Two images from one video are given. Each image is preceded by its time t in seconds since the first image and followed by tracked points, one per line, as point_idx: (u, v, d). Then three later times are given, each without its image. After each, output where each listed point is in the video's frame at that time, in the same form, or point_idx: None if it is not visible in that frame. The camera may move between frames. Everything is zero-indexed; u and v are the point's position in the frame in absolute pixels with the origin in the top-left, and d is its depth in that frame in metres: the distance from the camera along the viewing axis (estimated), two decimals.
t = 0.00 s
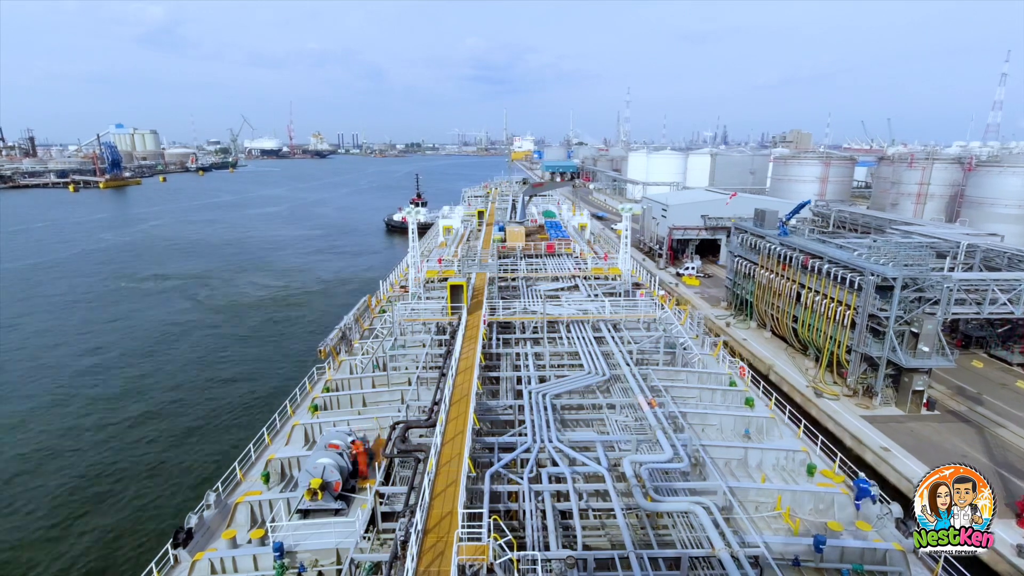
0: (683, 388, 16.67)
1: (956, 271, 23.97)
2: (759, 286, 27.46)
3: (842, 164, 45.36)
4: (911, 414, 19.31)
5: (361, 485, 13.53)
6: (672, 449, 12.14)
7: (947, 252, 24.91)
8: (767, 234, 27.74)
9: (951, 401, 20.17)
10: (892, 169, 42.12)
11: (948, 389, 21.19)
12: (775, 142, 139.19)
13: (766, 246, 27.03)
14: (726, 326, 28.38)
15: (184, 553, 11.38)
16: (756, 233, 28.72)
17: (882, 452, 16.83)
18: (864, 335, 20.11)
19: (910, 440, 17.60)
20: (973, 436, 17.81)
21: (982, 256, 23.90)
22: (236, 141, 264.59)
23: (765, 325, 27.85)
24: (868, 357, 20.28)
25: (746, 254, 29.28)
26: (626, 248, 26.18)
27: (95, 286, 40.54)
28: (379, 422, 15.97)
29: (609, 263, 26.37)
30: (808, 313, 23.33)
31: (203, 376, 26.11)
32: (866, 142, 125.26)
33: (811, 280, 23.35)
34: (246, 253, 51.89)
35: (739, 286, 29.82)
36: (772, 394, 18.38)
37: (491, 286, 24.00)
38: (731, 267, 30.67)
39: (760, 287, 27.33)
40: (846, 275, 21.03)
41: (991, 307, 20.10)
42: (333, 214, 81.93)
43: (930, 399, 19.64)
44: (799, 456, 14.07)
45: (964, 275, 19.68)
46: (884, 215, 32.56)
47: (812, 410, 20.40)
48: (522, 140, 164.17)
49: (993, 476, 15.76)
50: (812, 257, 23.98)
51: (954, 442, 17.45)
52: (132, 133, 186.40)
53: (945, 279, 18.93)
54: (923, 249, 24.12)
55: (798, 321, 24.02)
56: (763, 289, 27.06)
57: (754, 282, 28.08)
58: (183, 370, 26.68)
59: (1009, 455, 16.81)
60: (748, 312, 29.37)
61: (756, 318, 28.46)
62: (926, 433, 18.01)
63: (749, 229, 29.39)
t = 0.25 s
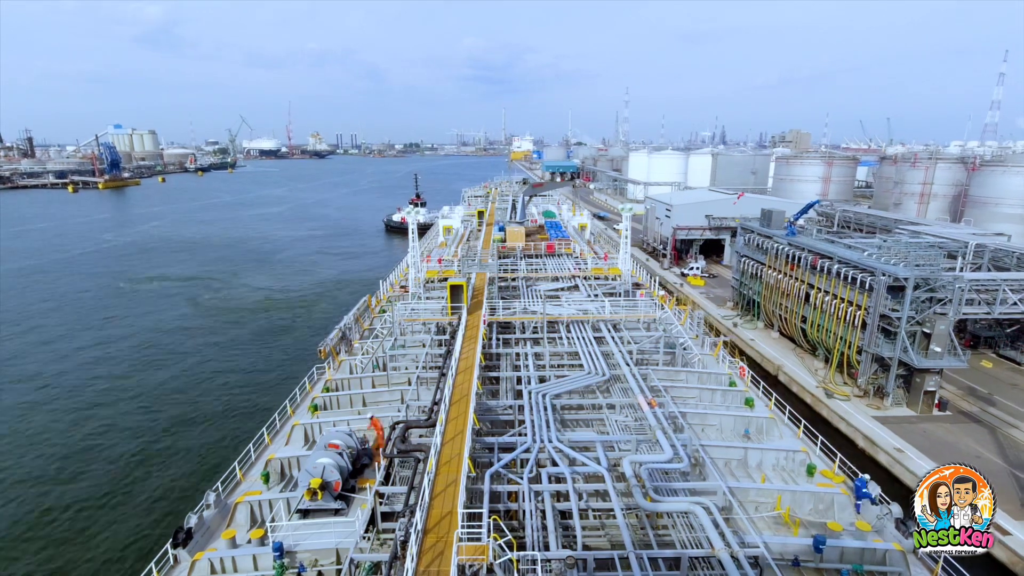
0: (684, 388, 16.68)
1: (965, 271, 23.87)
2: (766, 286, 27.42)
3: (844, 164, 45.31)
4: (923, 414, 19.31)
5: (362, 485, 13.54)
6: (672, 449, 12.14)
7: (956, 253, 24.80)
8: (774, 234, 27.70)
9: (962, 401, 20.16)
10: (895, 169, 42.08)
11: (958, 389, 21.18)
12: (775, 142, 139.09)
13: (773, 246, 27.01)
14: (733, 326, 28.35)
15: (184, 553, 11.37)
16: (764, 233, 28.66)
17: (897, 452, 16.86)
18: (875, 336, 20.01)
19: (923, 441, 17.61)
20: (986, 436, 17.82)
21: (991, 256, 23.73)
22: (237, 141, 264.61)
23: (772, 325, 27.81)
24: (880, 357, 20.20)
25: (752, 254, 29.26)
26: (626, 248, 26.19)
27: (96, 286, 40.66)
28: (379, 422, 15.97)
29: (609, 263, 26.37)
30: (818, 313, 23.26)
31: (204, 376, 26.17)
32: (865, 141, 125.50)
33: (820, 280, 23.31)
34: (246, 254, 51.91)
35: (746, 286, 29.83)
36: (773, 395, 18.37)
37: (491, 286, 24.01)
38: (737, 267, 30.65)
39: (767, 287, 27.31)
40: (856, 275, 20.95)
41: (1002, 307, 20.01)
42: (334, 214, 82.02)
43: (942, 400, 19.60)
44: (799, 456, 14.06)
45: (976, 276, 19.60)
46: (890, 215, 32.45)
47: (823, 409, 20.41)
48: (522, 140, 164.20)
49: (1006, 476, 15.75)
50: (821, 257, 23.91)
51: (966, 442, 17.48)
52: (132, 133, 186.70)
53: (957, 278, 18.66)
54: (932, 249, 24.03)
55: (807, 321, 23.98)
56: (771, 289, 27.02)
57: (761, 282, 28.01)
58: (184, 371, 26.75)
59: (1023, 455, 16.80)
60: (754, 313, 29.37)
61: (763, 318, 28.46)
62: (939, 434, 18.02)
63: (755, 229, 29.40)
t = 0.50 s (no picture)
0: (683, 388, 16.69)
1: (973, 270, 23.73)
2: (773, 286, 27.41)
3: (847, 164, 45.27)
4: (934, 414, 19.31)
5: (362, 485, 13.54)
6: (672, 449, 12.14)
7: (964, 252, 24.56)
8: (781, 234, 27.66)
9: (973, 401, 20.15)
10: (898, 168, 42.07)
11: (968, 389, 21.18)
12: (775, 141, 139.08)
13: (780, 246, 26.98)
14: (740, 327, 28.36)
15: (184, 553, 11.37)
16: (771, 233, 28.59)
17: (909, 453, 16.88)
18: (886, 337, 19.93)
19: (935, 441, 17.63)
20: (997, 436, 17.83)
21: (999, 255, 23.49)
22: (236, 141, 264.44)
23: (780, 325, 27.82)
24: (890, 357, 20.14)
25: (759, 254, 29.24)
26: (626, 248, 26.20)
27: (96, 287, 40.71)
28: (379, 421, 15.97)
29: (609, 263, 26.38)
30: (827, 313, 23.21)
31: (205, 376, 26.21)
32: (864, 141, 125.70)
33: (828, 280, 23.27)
34: (246, 254, 51.93)
35: (752, 286, 29.82)
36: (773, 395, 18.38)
37: (491, 286, 23.99)
38: (743, 267, 30.67)
39: (774, 287, 27.29)
40: (866, 275, 20.82)
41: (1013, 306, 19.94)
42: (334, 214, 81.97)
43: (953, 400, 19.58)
44: (799, 456, 14.06)
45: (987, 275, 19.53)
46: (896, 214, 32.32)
47: (834, 410, 20.45)
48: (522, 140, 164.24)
49: (1018, 476, 15.76)
50: (830, 257, 23.83)
51: (978, 442, 17.50)
52: (130, 133, 185.97)
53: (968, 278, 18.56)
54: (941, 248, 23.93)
55: (816, 322, 23.95)
56: (778, 289, 26.99)
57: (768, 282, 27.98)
58: (185, 371, 26.79)
59: None
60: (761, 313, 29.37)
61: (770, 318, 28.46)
62: (951, 434, 18.03)
63: (762, 229, 29.39)
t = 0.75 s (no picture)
0: (683, 388, 16.69)
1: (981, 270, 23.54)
2: (781, 286, 27.40)
3: (849, 164, 45.29)
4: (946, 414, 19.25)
5: (361, 485, 13.54)
6: (672, 449, 12.14)
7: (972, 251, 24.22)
8: (789, 234, 27.60)
9: (984, 402, 20.11)
10: (901, 168, 42.14)
11: (979, 389, 21.14)
12: (775, 141, 139.22)
13: (788, 246, 26.91)
14: (747, 328, 28.34)
15: (184, 553, 11.37)
16: (778, 233, 28.58)
17: (923, 454, 16.83)
18: (898, 337, 19.87)
19: (949, 442, 17.58)
20: (1011, 437, 17.79)
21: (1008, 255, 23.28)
22: (236, 142, 264.20)
23: (788, 326, 27.80)
24: (903, 358, 20.08)
25: (766, 254, 29.20)
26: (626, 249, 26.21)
27: (96, 288, 40.75)
28: (379, 421, 15.97)
29: (609, 263, 26.40)
30: (836, 314, 23.16)
31: (205, 377, 26.24)
32: (863, 141, 126.14)
33: (838, 280, 23.23)
34: (246, 255, 51.93)
35: (759, 286, 29.78)
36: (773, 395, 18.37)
37: (491, 286, 24.00)
38: (750, 268, 30.71)
39: (782, 287, 27.23)
40: (878, 275, 20.73)
41: None
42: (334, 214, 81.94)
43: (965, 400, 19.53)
44: (798, 456, 14.06)
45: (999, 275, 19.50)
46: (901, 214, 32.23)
47: (845, 411, 20.39)
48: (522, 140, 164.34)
49: None
50: (839, 257, 23.78)
51: (991, 443, 17.41)
52: (129, 134, 185.79)
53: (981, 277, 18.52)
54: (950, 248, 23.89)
55: (825, 322, 23.90)
56: (786, 289, 26.94)
57: (776, 283, 27.97)
58: (186, 372, 26.82)
59: None
60: (768, 313, 29.37)
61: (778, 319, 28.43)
62: (965, 435, 17.98)
63: (769, 229, 29.36)
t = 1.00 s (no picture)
0: (683, 388, 16.69)
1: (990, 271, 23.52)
2: (788, 287, 27.36)
3: (852, 164, 45.26)
4: (958, 415, 19.19)
5: (361, 485, 13.54)
6: (672, 449, 12.13)
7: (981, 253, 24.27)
8: (797, 235, 27.53)
9: (996, 403, 20.06)
10: (904, 168, 42.10)
11: (990, 391, 21.11)
12: (775, 141, 138.84)
13: (796, 246, 26.83)
14: (753, 329, 28.33)
15: (184, 553, 11.37)
16: (784, 233, 28.57)
17: (936, 455, 16.79)
18: (909, 338, 19.78)
19: (962, 443, 17.55)
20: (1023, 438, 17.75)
21: (1016, 256, 23.24)
22: (235, 141, 263.96)
23: (795, 326, 27.77)
24: (914, 358, 19.99)
25: (773, 254, 29.13)
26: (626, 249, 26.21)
27: (96, 288, 40.71)
28: (379, 421, 15.98)
29: (609, 263, 26.38)
30: (845, 314, 23.06)
31: (205, 377, 26.22)
32: (861, 141, 126.18)
33: (847, 281, 23.12)
34: (246, 255, 51.88)
35: (766, 287, 29.76)
36: (774, 395, 18.35)
37: (491, 286, 24.00)
38: (756, 268, 30.69)
39: (789, 288, 27.18)
40: (888, 276, 20.62)
41: None
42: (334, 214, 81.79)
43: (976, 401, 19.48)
44: (798, 456, 14.05)
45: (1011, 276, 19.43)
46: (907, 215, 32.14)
47: (856, 412, 20.35)
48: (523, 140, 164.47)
49: None
50: (848, 258, 23.67)
51: (1004, 445, 17.33)
52: (128, 134, 185.55)
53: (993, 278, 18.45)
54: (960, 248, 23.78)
55: (833, 323, 23.82)
56: (794, 290, 26.85)
57: (783, 283, 27.93)
58: (186, 372, 26.80)
59: None
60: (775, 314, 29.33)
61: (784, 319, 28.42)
62: (978, 437, 17.91)
63: (776, 229, 29.33)
